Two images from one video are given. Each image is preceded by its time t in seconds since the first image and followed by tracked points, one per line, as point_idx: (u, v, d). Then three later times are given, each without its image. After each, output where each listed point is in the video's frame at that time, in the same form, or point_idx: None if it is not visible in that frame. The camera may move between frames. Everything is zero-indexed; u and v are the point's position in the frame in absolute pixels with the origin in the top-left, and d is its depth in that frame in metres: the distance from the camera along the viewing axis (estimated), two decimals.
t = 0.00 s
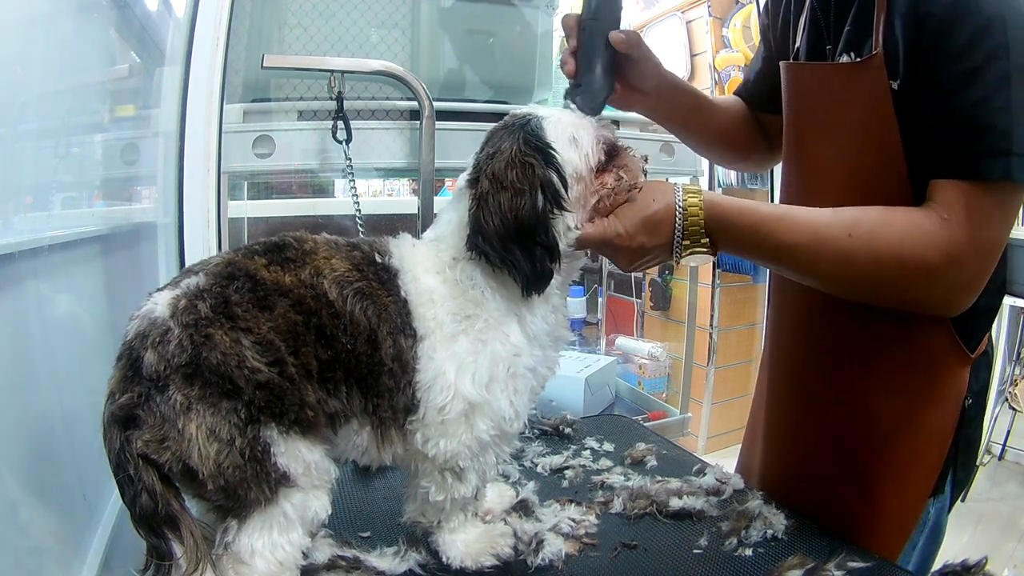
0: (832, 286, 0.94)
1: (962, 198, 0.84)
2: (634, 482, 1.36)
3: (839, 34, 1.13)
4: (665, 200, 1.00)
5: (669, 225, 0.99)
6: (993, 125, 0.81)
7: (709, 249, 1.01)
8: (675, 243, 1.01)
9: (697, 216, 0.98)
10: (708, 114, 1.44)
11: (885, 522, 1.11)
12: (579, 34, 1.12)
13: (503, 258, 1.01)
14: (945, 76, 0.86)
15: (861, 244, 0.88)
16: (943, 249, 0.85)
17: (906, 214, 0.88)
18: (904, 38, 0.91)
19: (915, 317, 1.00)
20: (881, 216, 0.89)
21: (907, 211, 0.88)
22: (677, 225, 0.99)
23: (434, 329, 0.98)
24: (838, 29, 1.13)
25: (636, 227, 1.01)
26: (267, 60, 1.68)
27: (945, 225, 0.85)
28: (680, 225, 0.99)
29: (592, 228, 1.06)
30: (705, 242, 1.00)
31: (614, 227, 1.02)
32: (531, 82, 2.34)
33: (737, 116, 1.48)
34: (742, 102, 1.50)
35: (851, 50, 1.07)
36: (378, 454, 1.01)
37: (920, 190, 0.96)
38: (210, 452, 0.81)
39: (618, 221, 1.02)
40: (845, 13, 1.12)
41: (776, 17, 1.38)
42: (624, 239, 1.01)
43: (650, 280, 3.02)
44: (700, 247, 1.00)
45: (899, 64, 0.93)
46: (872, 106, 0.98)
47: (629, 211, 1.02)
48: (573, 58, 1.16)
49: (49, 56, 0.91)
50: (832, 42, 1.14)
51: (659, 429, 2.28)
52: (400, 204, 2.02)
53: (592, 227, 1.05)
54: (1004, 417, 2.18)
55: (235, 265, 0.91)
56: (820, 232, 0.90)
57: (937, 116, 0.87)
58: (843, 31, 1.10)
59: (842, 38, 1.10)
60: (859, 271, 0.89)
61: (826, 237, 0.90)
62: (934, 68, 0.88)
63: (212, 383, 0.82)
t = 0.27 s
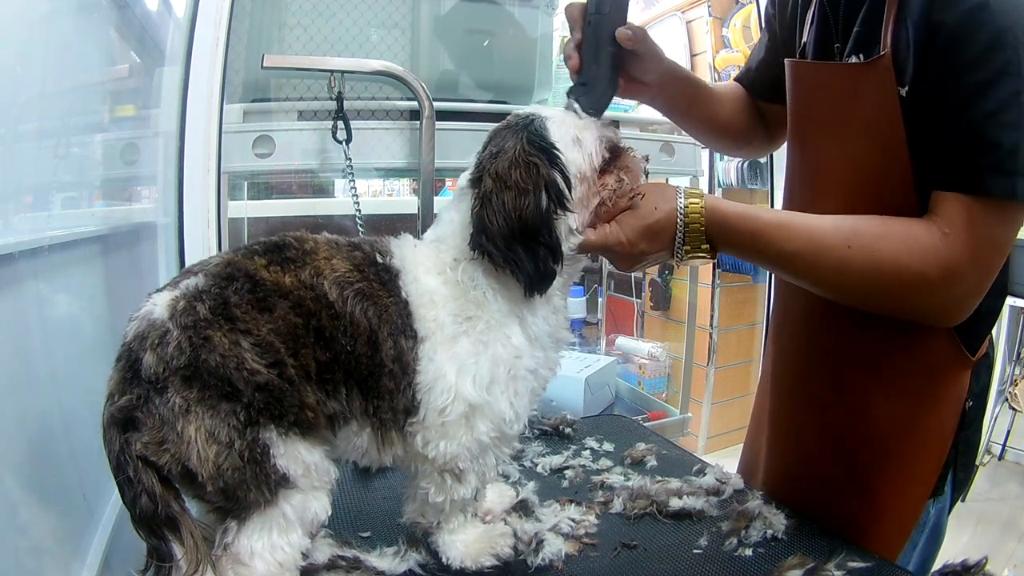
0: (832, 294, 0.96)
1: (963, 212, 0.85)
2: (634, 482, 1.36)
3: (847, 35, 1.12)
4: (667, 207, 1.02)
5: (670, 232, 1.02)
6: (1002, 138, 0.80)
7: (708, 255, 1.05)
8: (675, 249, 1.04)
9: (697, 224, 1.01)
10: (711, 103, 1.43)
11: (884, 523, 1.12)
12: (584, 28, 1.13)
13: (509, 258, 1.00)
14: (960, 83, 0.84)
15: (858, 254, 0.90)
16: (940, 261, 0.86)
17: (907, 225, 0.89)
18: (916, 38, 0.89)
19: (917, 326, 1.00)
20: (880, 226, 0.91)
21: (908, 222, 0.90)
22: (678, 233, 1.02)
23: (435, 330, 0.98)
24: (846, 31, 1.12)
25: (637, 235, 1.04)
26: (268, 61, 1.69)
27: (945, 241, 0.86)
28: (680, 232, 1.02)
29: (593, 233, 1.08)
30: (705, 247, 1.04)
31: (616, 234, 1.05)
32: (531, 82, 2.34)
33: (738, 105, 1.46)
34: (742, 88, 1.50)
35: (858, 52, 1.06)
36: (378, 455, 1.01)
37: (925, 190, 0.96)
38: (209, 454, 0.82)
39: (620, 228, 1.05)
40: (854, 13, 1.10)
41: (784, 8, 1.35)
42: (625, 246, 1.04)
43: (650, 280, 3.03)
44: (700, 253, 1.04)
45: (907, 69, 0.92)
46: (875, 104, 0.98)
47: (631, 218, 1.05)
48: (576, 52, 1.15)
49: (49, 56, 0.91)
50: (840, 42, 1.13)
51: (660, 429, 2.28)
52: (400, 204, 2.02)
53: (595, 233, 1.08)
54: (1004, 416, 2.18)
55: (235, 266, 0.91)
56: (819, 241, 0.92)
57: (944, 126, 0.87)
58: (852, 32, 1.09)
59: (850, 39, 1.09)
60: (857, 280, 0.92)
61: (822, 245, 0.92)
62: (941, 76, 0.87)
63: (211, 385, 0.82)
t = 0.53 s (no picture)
0: (834, 295, 0.96)
1: (965, 221, 0.85)
2: (634, 483, 1.36)
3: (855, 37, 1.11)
4: (670, 208, 1.02)
5: (673, 233, 1.03)
6: (1005, 151, 0.80)
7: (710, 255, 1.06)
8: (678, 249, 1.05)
9: (700, 225, 1.02)
10: (709, 96, 1.43)
11: (884, 524, 1.12)
12: (590, 27, 1.12)
13: (513, 258, 1.00)
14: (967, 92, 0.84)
15: (858, 259, 0.91)
16: (939, 268, 0.87)
17: (908, 230, 0.90)
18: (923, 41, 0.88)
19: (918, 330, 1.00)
20: (880, 231, 0.91)
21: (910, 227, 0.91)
22: (681, 233, 1.02)
23: (435, 332, 0.98)
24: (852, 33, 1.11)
25: (640, 236, 1.04)
26: (268, 61, 1.69)
27: (947, 247, 0.86)
28: (684, 232, 1.02)
29: (597, 234, 1.08)
30: (707, 248, 1.04)
31: (619, 235, 1.06)
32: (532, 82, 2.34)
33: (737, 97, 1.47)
34: (741, 80, 1.49)
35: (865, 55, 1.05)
36: (378, 457, 1.01)
37: (926, 191, 0.96)
38: (208, 456, 0.82)
39: (623, 230, 1.06)
40: (862, 13, 1.09)
41: (790, 4, 1.34)
42: (628, 247, 1.05)
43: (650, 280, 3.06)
44: (703, 253, 1.04)
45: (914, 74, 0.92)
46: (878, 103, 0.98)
47: (634, 219, 1.05)
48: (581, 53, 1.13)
49: (49, 55, 0.91)
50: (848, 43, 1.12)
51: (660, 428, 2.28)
52: (400, 204, 2.02)
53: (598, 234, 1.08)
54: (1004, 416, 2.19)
55: (233, 267, 0.91)
56: (820, 246, 0.93)
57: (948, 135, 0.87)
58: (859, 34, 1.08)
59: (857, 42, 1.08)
60: (858, 284, 0.92)
61: (823, 248, 0.93)
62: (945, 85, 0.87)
63: (209, 387, 0.82)
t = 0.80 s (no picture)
0: (832, 296, 0.97)
1: (965, 228, 0.86)
2: (634, 482, 1.36)
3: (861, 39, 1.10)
4: (671, 207, 1.03)
5: (673, 230, 1.04)
6: (1007, 161, 0.80)
7: (709, 252, 1.07)
8: (678, 246, 1.06)
9: (701, 221, 1.03)
10: (709, 88, 1.41)
11: (882, 524, 1.13)
12: (606, 26, 1.04)
13: (514, 256, 1.00)
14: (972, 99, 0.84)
15: (857, 261, 0.91)
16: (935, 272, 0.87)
17: (907, 235, 0.90)
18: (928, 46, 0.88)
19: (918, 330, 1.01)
20: (879, 234, 0.92)
21: (909, 232, 0.91)
22: (682, 231, 1.04)
23: (434, 333, 0.98)
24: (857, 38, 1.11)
25: (641, 235, 1.05)
26: (268, 60, 1.69)
27: (945, 254, 0.87)
28: (684, 230, 1.03)
29: (597, 234, 1.08)
30: (706, 246, 1.06)
31: (621, 235, 1.06)
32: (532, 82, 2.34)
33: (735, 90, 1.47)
34: (738, 71, 1.49)
35: (870, 56, 1.05)
36: (377, 458, 1.02)
37: (926, 194, 0.96)
38: (207, 457, 0.82)
39: (625, 229, 1.06)
40: (868, 18, 1.09)
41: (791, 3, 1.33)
42: (628, 246, 1.05)
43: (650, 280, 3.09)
44: (702, 250, 1.06)
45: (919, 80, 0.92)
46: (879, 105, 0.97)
47: (635, 219, 1.06)
48: (592, 53, 1.07)
49: (48, 55, 0.91)
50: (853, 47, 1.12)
51: (660, 429, 2.28)
52: (400, 204, 2.02)
53: (598, 233, 1.08)
54: (1004, 416, 2.20)
55: (233, 268, 0.91)
56: (819, 248, 0.93)
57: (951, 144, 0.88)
58: (864, 39, 1.08)
59: (863, 46, 1.08)
60: (857, 286, 0.92)
61: (822, 250, 0.93)
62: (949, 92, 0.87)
63: (208, 388, 0.82)
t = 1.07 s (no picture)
0: (831, 297, 0.97)
1: (963, 235, 0.86)
2: (634, 483, 1.36)
3: (866, 41, 1.10)
4: (671, 208, 1.03)
5: (673, 230, 1.04)
6: (1005, 174, 0.81)
7: (707, 251, 1.07)
8: (677, 246, 1.06)
9: (700, 221, 1.03)
10: (702, 73, 1.40)
11: (881, 524, 1.13)
12: (606, 19, 1.02)
13: (516, 252, 1.00)
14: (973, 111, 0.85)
15: (855, 265, 0.91)
16: (931, 275, 0.88)
17: (905, 241, 0.90)
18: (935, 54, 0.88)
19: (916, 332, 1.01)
20: (877, 238, 0.92)
21: (906, 237, 0.91)
22: (681, 230, 1.04)
23: (434, 335, 0.98)
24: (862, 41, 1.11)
25: (641, 236, 1.05)
26: (268, 60, 1.69)
27: (942, 261, 0.87)
28: (684, 230, 1.03)
29: (597, 233, 1.08)
30: (705, 245, 1.06)
31: (620, 235, 1.05)
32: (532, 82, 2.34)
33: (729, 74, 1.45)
34: (730, 56, 1.47)
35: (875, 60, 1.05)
36: (377, 459, 1.02)
37: (926, 196, 0.96)
38: (207, 458, 0.82)
39: (625, 229, 1.05)
40: (873, 19, 1.09)
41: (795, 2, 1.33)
42: (627, 246, 1.05)
43: (650, 280, 3.09)
44: (700, 250, 1.06)
45: (924, 88, 0.92)
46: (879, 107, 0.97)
47: (635, 219, 1.05)
48: (592, 49, 1.04)
49: (49, 55, 0.91)
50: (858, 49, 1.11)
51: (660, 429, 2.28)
52: (400, 205, 2.02)
53: (596, 232, 1.07)
54: (1004, 417, 2.20)
55: (232, 268, 0.91)
56: (819, 250, 0.93)
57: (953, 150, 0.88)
58: (869, 43, 1.08)
59: (867, 51, 1.07)
60: (855, 289, 0.93)
61: (821, 252, 0.94)
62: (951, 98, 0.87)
63: (208, 389, 0.82)
